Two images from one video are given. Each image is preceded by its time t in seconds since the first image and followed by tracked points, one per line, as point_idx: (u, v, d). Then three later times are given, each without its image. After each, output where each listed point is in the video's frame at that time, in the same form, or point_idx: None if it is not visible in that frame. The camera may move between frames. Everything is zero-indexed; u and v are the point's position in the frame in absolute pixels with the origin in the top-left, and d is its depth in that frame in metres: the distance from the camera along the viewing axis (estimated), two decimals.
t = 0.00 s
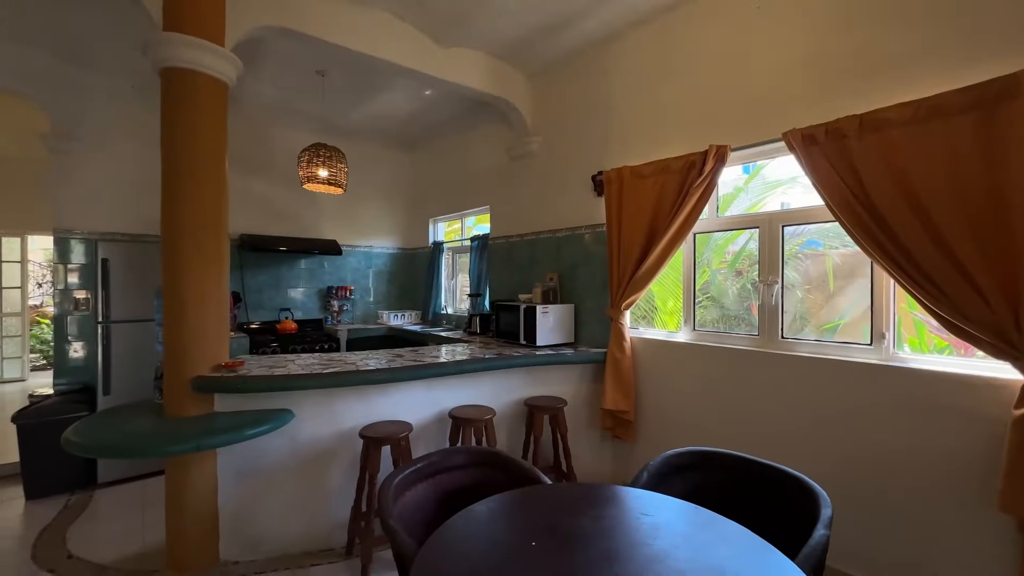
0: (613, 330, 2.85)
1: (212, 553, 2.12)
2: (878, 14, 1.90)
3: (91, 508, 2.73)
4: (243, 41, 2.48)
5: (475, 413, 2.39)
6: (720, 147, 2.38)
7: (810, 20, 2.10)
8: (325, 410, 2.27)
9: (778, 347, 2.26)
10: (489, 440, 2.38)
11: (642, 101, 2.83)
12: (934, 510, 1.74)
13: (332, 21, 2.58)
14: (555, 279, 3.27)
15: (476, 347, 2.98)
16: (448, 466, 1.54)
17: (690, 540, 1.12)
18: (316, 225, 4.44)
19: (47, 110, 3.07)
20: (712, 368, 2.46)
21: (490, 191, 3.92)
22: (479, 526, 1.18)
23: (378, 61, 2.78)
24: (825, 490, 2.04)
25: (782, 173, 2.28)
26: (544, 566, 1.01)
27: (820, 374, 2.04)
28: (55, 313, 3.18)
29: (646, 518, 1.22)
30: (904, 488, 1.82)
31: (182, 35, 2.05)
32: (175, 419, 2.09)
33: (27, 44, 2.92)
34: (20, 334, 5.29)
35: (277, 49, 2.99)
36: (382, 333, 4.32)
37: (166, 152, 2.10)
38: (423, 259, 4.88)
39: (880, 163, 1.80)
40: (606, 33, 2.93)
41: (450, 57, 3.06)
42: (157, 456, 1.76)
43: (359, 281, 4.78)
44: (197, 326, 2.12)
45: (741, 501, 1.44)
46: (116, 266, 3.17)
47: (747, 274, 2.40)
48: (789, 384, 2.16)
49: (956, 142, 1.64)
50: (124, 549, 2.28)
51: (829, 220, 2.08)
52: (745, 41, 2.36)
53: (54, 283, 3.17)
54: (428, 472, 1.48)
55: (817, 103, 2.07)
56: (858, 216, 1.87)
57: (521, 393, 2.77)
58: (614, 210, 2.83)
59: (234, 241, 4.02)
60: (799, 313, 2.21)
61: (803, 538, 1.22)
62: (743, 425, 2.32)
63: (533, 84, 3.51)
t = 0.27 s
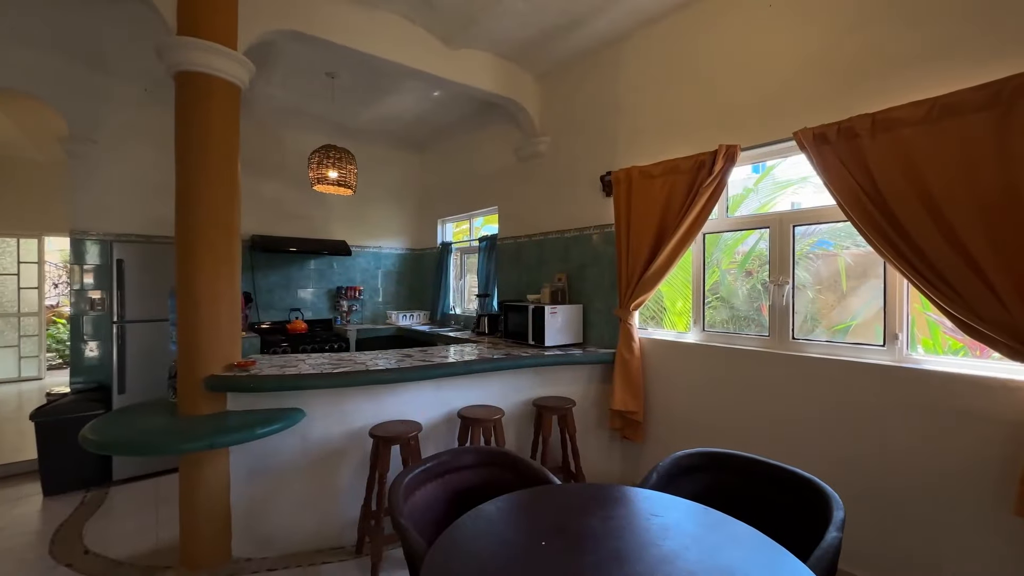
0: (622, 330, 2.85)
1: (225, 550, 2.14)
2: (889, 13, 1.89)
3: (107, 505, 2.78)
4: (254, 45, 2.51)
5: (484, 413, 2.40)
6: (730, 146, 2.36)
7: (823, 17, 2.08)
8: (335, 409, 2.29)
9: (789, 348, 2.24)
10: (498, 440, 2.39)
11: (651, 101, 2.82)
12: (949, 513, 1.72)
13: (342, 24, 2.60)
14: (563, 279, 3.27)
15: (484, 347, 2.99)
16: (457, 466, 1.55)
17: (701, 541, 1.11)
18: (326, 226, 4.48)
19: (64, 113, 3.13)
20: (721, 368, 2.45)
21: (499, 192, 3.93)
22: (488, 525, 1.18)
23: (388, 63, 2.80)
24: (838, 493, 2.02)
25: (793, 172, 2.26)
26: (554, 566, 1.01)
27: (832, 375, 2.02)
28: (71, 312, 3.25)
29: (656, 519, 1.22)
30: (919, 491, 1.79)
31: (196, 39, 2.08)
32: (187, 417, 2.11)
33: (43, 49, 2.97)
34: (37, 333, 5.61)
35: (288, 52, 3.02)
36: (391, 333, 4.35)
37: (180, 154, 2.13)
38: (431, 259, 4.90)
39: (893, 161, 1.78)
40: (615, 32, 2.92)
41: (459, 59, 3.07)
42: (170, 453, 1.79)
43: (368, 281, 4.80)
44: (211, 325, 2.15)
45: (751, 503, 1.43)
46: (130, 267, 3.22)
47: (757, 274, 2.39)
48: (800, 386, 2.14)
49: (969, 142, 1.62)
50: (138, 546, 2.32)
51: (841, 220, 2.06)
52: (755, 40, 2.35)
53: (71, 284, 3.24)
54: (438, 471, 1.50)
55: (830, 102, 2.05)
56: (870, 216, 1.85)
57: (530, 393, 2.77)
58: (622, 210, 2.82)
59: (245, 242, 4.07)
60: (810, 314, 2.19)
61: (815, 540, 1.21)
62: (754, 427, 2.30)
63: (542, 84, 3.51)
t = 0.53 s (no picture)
0: (630, 331, 2.84)
1: (236, 547, 2.17)
2: (906, 8, 1.85)
3: (121, 502, 2.82)
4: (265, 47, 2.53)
5: (492, 413, 2.41)
6: (739, 146, 2.35)
7: (833, 15, 2.07)
8: (345, 408, 2.31)
9: (799, 350, 2.23)
10: (505, 440, 2.40)
11: (659, 101, 2.81)
12: (963, 517, 1.70)
13: (350, 26, 2.62)
14: (571, 279, 3.27)
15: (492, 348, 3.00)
16: (466, 465, 1.56)
17: (711, 542, 1.11)
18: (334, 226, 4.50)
19: (79, 116, 3.18)
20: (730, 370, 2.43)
21: (506, 192, 3.94)
22: (496, 525, 1.19)
23: (397, 65, 2.82)
24: (849, 495, 2.00)
25: (803, 172, 2.24)
26: (563, 566, 1.01)
27: (843, 376, 2.00)
28: (85, 312, 3.31)
29: (665, 520, 1.21)
30: (933, 494, 1.77)
31: (208, 42, 2.11)
32: (199, 415, 2.14)
33: (62, 54, 3.03)
34: (52, 333, 5.70)
35: (298, 55, 3.05)
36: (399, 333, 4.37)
37: (193, 156, 2.16)
38: (439, 260, 4.92)
39: (906, 161, 1.76)
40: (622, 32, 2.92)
41: (467, 60, 3.09)
42: (183, 452, 1.81)
43: (376, 282, 4.83)
44: (222, 326, 2.18)
45: (761, 504, 1.42)
46: (143, 267, 3.27)
47: (767, 275, 2.37)
48: (811, 387, 2.12)
49: (984, 140, 1.60)
50: (151, 543, 2.35)
51: (852, 220, 2.04)
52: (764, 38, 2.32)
53: (85, 284, 3.30)
54: (447, 471, 1.50)
55: (841, 100, 2.03)
56: (883, 216, 1.83)
57: (538, 394, 2.77)
58: (630, 210, 2.82)
59: (255, 243, 4.11)
60: (820, 315, 2.17)
61: (826, 541, 1.20)
62: (763, 428, 2.28)
63: (549, 84, 3.52)
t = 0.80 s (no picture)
0: (637, 332, 2.83)
1: (245, 546, 2.19)
2: (916, 5, 1.83)
3: (132, 500, 2.86)
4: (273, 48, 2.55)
5: (499, 413, 2.41)
6: (747, 146, 2.34)
7: (843, 13, 2.04)
8: (352, 408, 2.32)
9: (808, 351, 2.21)
10: (513, 440, 2.40)
11: (666, 101, 2.79)
12: (977, 520, 1.67)
13: (357, 27, 2.63)
14: (578, 280, 3.27)
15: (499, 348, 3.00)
16: (474, 465, 1.56)
17: (721, 544, 1.11)
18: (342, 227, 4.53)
19: (92, 119, 3.23)
20: (739, 371, 2.41)
21: (513, 193, 3.94)
22: (504, 525, 1.19)
23: (404, 66, 2.84)
24: (860, 498, 1.98)
25: (812, 172, 2.22)
26: (571, 566, 1.01)
27: (854, 377, 1.98)
28: (98, 313, 3.36)
29: (674, 522, 1.21)
30: (945, 497, 1.74)
31: (218, 44, 2.13)
32: (209, 414, 2.16)
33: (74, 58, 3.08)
34: (65, 332, 5.79)
35: (306, 57, 3.07)
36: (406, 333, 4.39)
37: (203, 158, 2.18)
38: (446, 260, 4.93)
39: (917, 159, 1.75)
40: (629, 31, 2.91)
41: (474, 61, 3.09)
42: (193, 450, 1.84)
43: (384, 282, 4.85)
44: (232, 326, 2.20)
45: (770, 506, 1.41)
46: (154, 268, 3.30)
47: (775, 275, 2.35)
48: (821, 389, 2.10)
49: (997, 138, 1.58)
50: (161, 541, 2.38)
51: (862, 219, 2.03)
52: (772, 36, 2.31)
53: (98, 285, 3.35)
54: (454, 471, 1.51)
55: (851, 99, 2.01)
56: (893, 215, 1.81)
57: (545, 394, 2.77)
58: (637, 210, 2.81)
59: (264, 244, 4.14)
60: (830, 316, 2.15)
61: (838, 545, 1.19)
62: (772, 430, 2.27)
63: (556, 84, 3.51)
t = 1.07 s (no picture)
0: (645, 333, 2.82)
1: (255, 544, 2.21)
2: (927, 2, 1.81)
3: (144, 497, 2.89)
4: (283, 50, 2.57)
5: (506, 413, 2.41)
6: (756, 145, 2.32)
7: (854, 11, 2.02)
8: (361, 408, 2.33)
9: (818, 352, 2.19)
10: (520, 441, 2.40)
11: (673, 100, 2.78)
12: (992, 525, 1.65)
13: (365, 30, 2.65)
14: (585, 280, 3.26)
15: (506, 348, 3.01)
16: (482, 465, 1.56)
17: (730, 546, 1.10)
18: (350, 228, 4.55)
19: (104, 122, 3.27)
20: (747, 372, 2.39)
21: (520, 193, 3.95)
22: (511, 525, 1.19)
23: (412, 67, 2.85)
24: (870, 500, 1.96)
25: (822, 171, 2.20)
26: (579, 567, 1.01)
27: (865, 378, 1.96)
28: (111, 313, 3.42)
29: (683, 524, 1.20)
30: (959, 501, 1.72)
31: (228, 48, 2.15)
32: (218, 413, 2.18)
33: (87, 62, 3.12)
34: (78, 332, 5.85)
35: (315, 59, 3.10)
36: (413, 334, 4.41)
37: (214, 160, 2.20)
38: (453, 261, 4.95)
39: (928, 158, 1.73)
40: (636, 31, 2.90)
41: (480, 62, 3.10)
42: (205, 449, 1.86)
43: (391, 282, 4.88)
44: (242, 325, 2.22)
45: (781, 509, 1.40)
46: (165, 268, 3.35)
47: (784, 275, 2.34)
48: (831, 390, 2.08)
49: (1011, 136, 1.55)
50: (172, 538, 2.40)
51: (873, 219, 2.00)
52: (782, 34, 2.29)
53: (110, 285, 3.41)
54: (462, 471, 1.51)
55: (862, 98, 1.99)
56: (905, 214, 1.79)
57: (552, 395, 2.77)
58: (645, 210, 2.80)
59: (273, 244, 4.18)
60: (840, 317, 2.13)
61: (848, 548, 1.18)
62: (781, 431, 2.25)
63: (563, 85, 3.51)
